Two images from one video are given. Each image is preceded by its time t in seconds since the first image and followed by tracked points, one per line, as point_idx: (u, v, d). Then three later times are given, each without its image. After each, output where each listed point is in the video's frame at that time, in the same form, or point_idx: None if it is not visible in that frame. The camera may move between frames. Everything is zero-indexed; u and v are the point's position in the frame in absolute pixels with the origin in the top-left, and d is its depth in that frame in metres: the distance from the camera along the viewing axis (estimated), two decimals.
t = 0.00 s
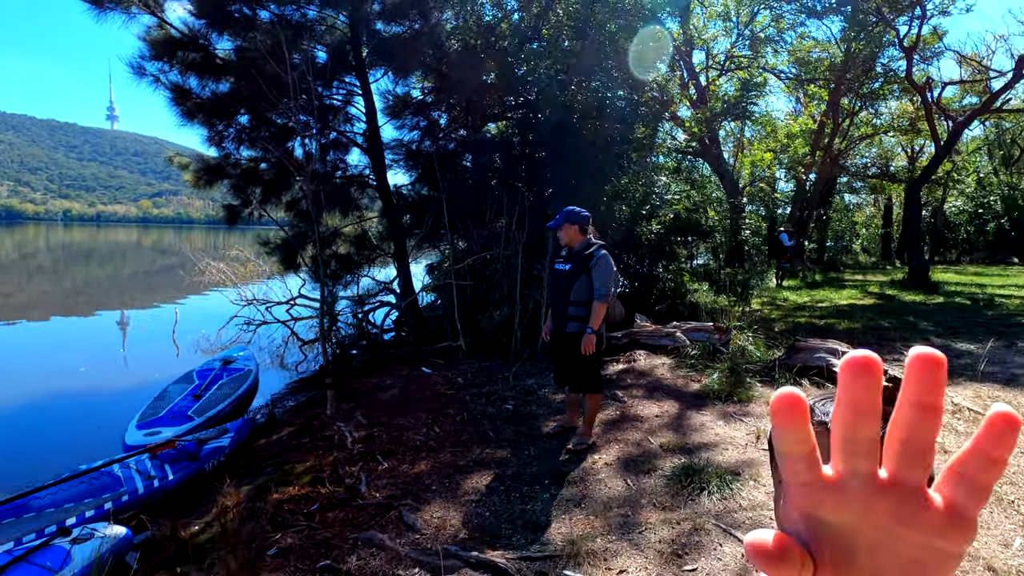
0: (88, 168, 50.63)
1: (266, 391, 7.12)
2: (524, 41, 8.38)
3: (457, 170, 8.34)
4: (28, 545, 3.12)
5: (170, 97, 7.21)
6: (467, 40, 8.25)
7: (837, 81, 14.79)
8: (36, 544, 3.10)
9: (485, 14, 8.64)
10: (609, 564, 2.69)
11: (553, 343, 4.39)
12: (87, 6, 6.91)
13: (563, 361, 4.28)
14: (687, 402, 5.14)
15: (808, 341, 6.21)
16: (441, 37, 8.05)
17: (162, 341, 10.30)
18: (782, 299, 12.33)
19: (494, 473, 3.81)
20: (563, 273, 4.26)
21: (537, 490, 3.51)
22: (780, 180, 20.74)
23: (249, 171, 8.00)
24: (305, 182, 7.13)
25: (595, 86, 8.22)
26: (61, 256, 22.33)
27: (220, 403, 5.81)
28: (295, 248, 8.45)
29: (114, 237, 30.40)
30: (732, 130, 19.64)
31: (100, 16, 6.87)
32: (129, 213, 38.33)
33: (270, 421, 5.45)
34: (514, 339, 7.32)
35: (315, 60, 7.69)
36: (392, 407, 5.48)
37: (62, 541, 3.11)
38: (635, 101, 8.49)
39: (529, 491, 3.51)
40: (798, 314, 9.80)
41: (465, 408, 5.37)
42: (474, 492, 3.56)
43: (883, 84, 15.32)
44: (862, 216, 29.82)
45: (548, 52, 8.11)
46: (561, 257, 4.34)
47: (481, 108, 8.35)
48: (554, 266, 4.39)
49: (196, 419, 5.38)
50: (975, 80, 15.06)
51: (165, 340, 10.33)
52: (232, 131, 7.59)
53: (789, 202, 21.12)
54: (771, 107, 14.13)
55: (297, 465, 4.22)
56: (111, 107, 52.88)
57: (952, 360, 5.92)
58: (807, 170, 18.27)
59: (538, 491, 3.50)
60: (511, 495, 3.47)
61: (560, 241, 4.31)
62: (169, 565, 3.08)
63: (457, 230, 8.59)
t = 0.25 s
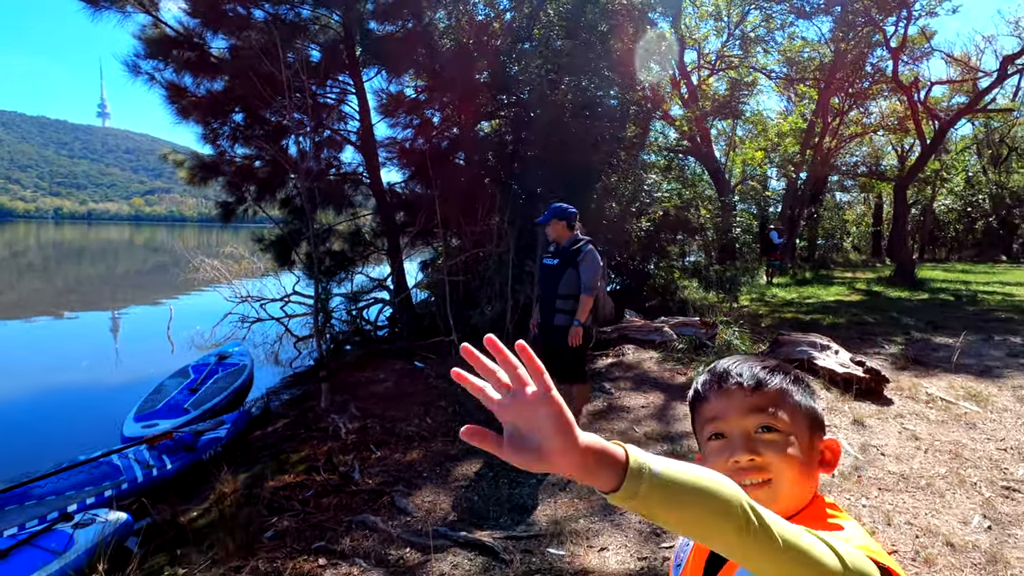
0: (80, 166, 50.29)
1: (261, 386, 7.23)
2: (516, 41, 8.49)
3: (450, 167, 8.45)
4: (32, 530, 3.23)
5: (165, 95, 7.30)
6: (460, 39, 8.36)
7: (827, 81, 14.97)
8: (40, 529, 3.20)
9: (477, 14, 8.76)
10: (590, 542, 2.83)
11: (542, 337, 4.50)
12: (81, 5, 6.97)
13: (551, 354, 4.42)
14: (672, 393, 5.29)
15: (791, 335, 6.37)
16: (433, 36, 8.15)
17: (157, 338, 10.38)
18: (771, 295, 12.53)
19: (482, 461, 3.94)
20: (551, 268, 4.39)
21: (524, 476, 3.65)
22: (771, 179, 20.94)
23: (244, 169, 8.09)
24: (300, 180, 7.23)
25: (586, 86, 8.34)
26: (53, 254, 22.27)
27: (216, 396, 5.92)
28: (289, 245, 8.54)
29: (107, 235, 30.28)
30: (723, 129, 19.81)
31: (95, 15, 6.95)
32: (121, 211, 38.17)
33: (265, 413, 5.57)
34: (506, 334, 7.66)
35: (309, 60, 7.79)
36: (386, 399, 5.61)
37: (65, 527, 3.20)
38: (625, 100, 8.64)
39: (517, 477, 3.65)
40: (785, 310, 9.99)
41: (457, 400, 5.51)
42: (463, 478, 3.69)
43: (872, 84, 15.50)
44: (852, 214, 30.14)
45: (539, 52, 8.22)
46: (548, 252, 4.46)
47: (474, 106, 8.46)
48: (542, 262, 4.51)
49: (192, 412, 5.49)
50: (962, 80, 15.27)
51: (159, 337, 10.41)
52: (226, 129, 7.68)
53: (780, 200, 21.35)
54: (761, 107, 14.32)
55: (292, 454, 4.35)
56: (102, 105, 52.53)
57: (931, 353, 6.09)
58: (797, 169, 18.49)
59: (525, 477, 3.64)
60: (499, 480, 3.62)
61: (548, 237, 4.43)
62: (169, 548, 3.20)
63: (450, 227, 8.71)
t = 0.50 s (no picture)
0: (71, 164, 49.93)
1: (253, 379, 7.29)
2: (507, 38, 8.58)
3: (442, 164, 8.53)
4: (29, 514, 3.30)
5: (157, 91, 7.35)
6: (451, 36, 8.44)
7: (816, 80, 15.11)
8: (36, 513, 3.28)
9: (469, 10, 8.76)
10: (571, 521, 2.93)
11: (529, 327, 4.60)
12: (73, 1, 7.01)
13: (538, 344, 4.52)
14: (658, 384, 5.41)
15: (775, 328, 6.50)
16: (425, 34, 8.23)
17: (150, 334, 10.42)
18: (760, 291, 12.69)
19: (469, 448, 4.05)
20: (538, 260, 4.50)
21: (510, 461, 3.76)
22: (762, 177, 21.10)
23: (236, 165, 8.14)
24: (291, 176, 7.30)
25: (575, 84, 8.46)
26: (41, 253, 22.16)
27: (209, 389, 6.00)
28: (282, 241, 8.60)
29: (98, 233, 30.11)
30: (715, 128, 19.96)
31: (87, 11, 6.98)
32: (113, 209, 37.94)
33: (257, 405, 5.65)
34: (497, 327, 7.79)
35: (301, 56, 7.85)
36: (377, 391, 5.71)
37: (61, 511, 3.26)
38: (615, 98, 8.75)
39: (503, 462, 3.76)
40: (773, 305, 10.14)
41: (447, 391, 5.61)
42: (450, 463, 3.79)
43: (861, 84, 15.65)
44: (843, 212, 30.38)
45: (530, 50, 8.32)
46: (535, 245, 4.57)
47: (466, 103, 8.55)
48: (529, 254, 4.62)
49: (186, 404, 5.57)
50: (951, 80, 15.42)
51: (152, 333, 10.44)
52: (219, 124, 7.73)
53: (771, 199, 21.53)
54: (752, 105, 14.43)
55: (284, 443, 4.44)
56: (93, 102, 52.16)
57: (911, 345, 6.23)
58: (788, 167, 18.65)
59: (511, 462, 3.75)
60: (486, 465, 3.72)
61: (535, 229, 4.54)
62: (163, 530, 3.28)
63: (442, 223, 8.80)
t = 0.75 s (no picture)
0: (59, 161, 49.48)
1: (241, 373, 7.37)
2: (494, 36, 8.67)
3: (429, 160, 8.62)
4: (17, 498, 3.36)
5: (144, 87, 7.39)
6: (438, 34, 8.52)
7: (803, 79, 15.28)
8: (24, 497, 3.34)
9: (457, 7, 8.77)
10: (543, 500, 3.05)
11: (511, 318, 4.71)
12: None
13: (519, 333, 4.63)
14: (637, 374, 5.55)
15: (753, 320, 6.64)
16: (412, 30, 8.30)
17: (139, 330, 10.45)
18: (746, 287, 12.87)
19: (450, 434, 4.16)
20: (519, 252, 4.61)
21: (488, 446, 3.88)
22: (751, 175, 21.32)
23: (224, 160, 8.19)
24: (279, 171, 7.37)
25: (561, 81, 8.58)
26: (29, 251, 22.01)
27: (197, 381, 6.07)
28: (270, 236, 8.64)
29: (87, 231, 29.93)
30: (704, 126, 20.15)
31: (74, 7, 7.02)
32: (102, 207, 37.66)
33: (244, 397, 5.74)
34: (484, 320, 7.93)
35: (287, 53, 7.91)
36: (362, 382, 5.81)
37: (47, 497, 3.32)
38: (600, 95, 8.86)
39: (482, 446, 3.88)
40: (757, 299, 10.31)
41: (431, 382, 5.72)
42: (431, 448, 3.90)
43: (847, 82, 15.86)
44: (831, 210, 30.72)
45: (515, 47, 8.42)
46: (517, 237, 4.69)
47: (453, 100, 8.64)
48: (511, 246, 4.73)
49: (173, 395, 5.65)
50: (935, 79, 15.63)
51: (141, 329, 10.48)
52: (206, 120, 7.77)
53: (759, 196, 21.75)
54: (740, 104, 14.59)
55: (270, 431, 4.53)
56: (82, 99, 51.70)
57: (885, 336, 6.39)
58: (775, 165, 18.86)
59: (490, 447, 3.86)
60: (465, 450, 3.84)
61: (517, 222, 4.66)
62: (148, 514, 3.36)
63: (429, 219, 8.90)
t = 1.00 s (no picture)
0: (28, 155, 48.15)
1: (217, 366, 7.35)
2: (471, 29, 8.69)
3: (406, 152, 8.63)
4: None
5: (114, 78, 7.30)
6: (415, 26, 8.52)
7: (777, 75, 15.56)
8: None
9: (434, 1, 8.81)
10: (512, 479, 3.15)
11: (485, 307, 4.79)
12: None
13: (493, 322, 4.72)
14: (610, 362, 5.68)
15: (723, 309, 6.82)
16: (388, 23, 8.29)
17: (113, 324, 10.33)
18: (721, 279, 13.12)
19: (424, 421, 4.24)
20: (492, 242, 4.68)
21: (460, 431, 3.97)
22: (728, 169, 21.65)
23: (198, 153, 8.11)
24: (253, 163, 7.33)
25: (537, 74, 8.66)
26: None
27: (171, 374, 6.05)
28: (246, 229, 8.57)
29: (60, 227, 29.24)
30: (682, 121, 20.40)
31: None
32: (74, 202, 36.76)
33: (220, 390, 5.75)
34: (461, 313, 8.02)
35: (261, 44, 7.85)
36: (339, 373, 5.86)
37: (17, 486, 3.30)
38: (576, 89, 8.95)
39: (454, 432, 3.97)
40: (731, 291, 10.54)
41: (408, 372, 5.79)
42: (404, 435, 3.98)
43: (820, 78, 16.18)
44: (807, 204, 31.32)
45: (492, 41, 8.47)
46: (490, 227, 4.75)
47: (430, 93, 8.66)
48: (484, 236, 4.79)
49: (147, 388, 5.63)
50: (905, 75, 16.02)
51: (116, 324, 10.35)
52: (179, 112, 7.68)
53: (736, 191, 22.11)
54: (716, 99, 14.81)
55: (244, 421, 4.56)
56: (52, 91, 50.30)
57: (850, 324, 6.61)
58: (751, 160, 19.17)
59: (462, 432, 3.95)
60: (438, 435, 3.92)
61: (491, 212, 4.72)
62: (121, 501, 3.39)
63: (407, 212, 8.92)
